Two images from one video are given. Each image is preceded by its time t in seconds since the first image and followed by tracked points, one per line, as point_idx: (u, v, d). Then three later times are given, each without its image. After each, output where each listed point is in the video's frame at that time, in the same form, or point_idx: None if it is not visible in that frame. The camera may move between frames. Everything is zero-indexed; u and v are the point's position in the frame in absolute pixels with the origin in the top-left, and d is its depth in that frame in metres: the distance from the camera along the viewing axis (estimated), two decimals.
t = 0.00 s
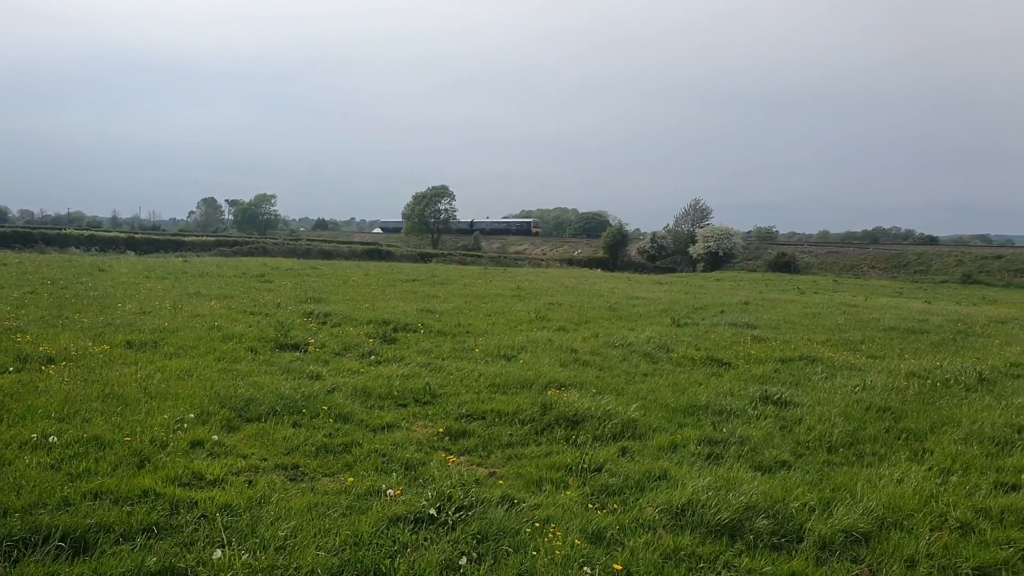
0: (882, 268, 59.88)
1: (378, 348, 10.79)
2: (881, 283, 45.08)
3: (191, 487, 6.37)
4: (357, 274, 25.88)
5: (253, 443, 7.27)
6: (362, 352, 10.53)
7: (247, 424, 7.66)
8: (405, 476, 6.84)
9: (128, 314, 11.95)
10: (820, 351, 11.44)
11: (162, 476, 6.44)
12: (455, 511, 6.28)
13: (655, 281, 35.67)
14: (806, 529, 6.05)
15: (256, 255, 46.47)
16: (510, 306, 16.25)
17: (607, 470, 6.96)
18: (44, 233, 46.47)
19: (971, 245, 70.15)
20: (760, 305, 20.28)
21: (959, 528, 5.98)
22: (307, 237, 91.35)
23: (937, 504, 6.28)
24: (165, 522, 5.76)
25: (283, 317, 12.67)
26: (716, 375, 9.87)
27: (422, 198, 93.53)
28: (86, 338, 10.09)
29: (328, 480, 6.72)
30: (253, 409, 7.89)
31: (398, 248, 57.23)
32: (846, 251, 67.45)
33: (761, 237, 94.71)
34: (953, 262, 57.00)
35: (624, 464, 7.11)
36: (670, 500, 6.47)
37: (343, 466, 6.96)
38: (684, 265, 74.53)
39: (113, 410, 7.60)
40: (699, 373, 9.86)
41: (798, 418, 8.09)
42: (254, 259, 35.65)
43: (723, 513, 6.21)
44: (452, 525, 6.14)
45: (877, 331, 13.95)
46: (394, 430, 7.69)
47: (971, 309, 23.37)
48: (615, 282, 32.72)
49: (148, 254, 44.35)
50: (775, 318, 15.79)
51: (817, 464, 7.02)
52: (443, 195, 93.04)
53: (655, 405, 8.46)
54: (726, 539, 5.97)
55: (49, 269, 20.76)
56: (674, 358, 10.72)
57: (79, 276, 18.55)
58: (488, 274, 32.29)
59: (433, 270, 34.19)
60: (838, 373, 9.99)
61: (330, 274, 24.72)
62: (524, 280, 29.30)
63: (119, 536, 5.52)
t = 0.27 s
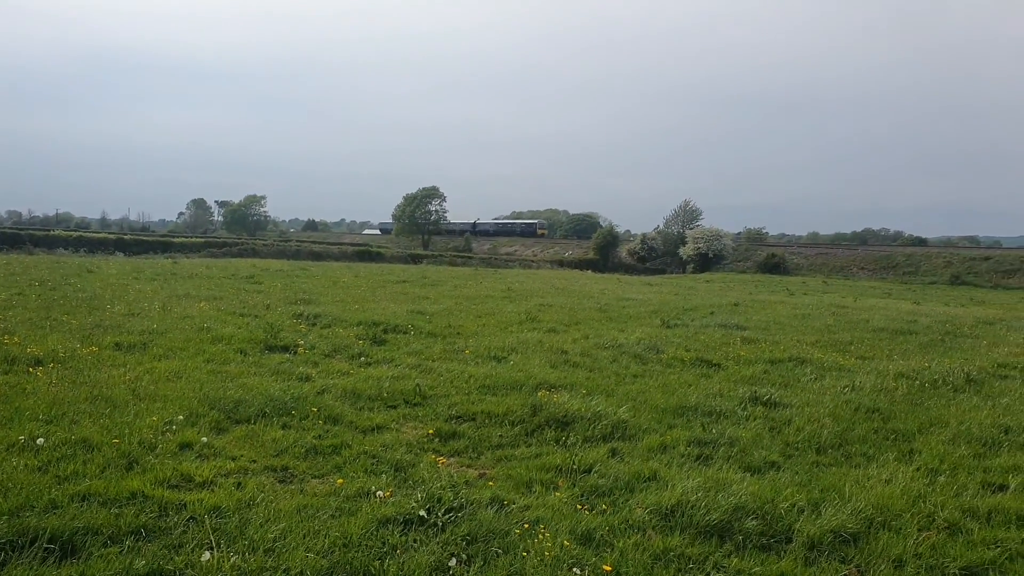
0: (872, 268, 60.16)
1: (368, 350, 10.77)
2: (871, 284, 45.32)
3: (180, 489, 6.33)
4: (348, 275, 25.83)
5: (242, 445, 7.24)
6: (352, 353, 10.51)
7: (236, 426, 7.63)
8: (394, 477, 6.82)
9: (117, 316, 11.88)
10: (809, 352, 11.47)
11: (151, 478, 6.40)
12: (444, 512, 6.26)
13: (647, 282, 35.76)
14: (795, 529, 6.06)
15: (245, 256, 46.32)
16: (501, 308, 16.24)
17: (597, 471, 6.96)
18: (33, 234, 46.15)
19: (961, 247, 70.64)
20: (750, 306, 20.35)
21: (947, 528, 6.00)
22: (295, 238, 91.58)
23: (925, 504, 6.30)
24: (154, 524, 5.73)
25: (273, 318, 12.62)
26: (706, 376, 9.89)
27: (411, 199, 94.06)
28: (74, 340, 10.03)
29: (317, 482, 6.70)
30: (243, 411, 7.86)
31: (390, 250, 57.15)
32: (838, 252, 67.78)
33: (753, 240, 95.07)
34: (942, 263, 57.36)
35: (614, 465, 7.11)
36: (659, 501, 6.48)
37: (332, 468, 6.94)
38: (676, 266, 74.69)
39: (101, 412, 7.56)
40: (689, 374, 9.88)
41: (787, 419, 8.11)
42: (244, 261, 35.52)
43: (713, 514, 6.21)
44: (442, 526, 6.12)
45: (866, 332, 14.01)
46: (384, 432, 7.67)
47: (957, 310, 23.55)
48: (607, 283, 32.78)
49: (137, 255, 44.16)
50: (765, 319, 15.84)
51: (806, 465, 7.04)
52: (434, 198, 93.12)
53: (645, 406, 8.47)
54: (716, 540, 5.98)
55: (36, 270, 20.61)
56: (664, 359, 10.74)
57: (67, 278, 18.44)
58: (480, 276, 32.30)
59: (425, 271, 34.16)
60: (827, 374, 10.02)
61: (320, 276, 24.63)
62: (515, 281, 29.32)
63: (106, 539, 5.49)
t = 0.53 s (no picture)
0: (863, 268, 60.49)
1: (360, 350, 10.75)
2: (860, 283, 45.60)
3: (170, 491, 6.30)
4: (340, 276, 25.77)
5: (233, 446, 7.21)
6: (344, 354, 10.48)
7: (228, 427, 7.60)
8: (386, 478, 6.81)
9: (107, 317, 11.81)
10: (800, 352, 11.53)
11: (141, 479, 6.36)
12: (436, 513, 6.25)
13: (638, 283, 35.85)
14: (786, 528, 6.09)
15: (235, 257, 46.14)
16: (492, 308, 16.24)
17: (589, 471, 6.97)
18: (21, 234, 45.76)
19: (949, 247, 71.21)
20: (742, 306, 20.42)
21: (935, 526, 6.04)
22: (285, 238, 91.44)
23: (915, 503, 6.34)
24: (144, 526, 5.70)
25: (264, 319, 12.57)
26: (698, 376, 9.91)
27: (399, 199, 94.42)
28: (63, 341, 9.96)
29: (309, 483, 6.68)
30: (234, 412, 7.83)
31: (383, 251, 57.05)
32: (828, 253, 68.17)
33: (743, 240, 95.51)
34: (930, 263, 57.77)
35: (606, 465, 7.12)
36: (651, 500, 6.49)
37: (324, 469, 6.92)
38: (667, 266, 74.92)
39: (91, 413, 7.51)
40: (681, 374, 9.90)
41: (778, 419, 8.14)
42: (234, 261, 35.37)
43: (704, 513, 6.23)
44: (434, 527, 6.12)
45: (857, 332, 14.09)
46: (376, 432, 7.65)
47: (945, 310, 23.74)
48: (598, 283, 32.85)
49: (126, 256, 43.88)
50: (756, 319, 15.90)
51: (797, 464, 7.07)
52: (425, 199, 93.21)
53: (637, 406, 8.48)
54: (707, 540, 6.00)
55: (24, 271, 20.45)
56: (656, 359, 10.77)
57: (56, 279, 18.30)
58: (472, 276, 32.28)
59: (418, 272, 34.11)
60: (817, 374, 10.07)
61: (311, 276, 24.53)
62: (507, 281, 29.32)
63: (96, 541, 5.45)
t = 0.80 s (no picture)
0: (851, 267, 60.83)
1: (349, 351, 10.72)
2: (848, 283, 45.88)
3: (158, 492, 6.26)
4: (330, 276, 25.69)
5: (221, 447, 7.17)
6: (333, 355, 10.44)
7: (216, 428, 7.56)
8: (375, 479, 6.79)
9: (93, 317, 11.71)
10: (788, 351, 11.58)
11: (127, 481, 6.32)
12: (425, 513, 6.24)
13: (628, 283, 35.92)
14: (774, 527, 6.12)
15: (223, 257, 45.86)
16: (482, 308, 16.23)
17: (578, 471, 6.97)
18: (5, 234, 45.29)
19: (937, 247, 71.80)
20: (730, 306, 20.49)
21: (921, 524, 6.09)
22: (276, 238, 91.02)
23: (901, 501, 6.38)
24: (131, 528, 5.66)
25: (253, 320, 12.51)
26: (687, 376, 9.94)
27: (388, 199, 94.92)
28: (49, 342, 9.87)
29: (297, 484, 6.65)
30: (222, 413, 7.79)
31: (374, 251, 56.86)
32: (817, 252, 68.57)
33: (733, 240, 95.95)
34: (917, 263, 58.21)
35: (596, 464, 7.12)
36: (640, 500, 6.50)
37: (313, 469, 6.90)
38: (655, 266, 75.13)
39: (77, 415, 7.45)
40: (671, 374, 9.92)
41: (766, 418, 8.18)
42: (223, 262, 35.16)
43: (693, 512, 6.25)
44: (423, 528, 6.10)
45: (844, 332, 14.17)
46: (365, 433, 7.63)
47: (930, 309, 23.94)
48: (587, 283, 32.91)
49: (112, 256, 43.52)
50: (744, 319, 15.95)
51: (785, 463, 7.11)
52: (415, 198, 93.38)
53: (627, 406, 8.49)
54: (696, 539, 6.02)
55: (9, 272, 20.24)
56: (645, 359, 10.79)
57: (42, 279, 18.14)
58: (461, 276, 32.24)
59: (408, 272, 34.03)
60: (805, 373, 10.12)
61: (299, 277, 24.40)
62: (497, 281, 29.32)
63: (81, 544, 5.41)
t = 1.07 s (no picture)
0: (836, 268, 61.33)
1: (334, 352, 10.67)
2: (831, 284, 46.25)
3: (140, 495, 6.21)
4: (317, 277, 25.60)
5: (204, 449, 7.12)
6: (318, 356, 10.40)
7: (199, 430, 7.51)
8: (360, 481, 6.77)
9: (75, 319, 11.59)
10: (772, 351, 11.65)
11: (109, 484, 6.26)
12: (410, 515, 6.23)
13: (614, 284, 36.03)
14: (757, 526, 6.15)
15: (208, 257, 45.57)
16: (468, 309, 16.22)
17: (563, 471, 6.98)
18: None
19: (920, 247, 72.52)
20: (715, 307, 20.59)
21: (902, 522, 6.14)
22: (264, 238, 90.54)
23: (883, 500, 6.43)
24: (112, 531, 5.61)
25: (238, 321, 12.43)
26: (671, 376, 9.97)
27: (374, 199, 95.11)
28: (30, 344, 9.76)
29: (281, 486, 6.62)
30: (205, 415, 7.74)
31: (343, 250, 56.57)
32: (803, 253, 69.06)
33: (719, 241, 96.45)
34: (900, 264, 58.81)
35: (581, 465, 7.13)
36: (625, 500, 6.52)
37: (297, 471, 6.86)
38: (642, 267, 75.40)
39: (57, 417, 7.37)
40: (655, 374, 9.95)
41: (750, 418, 8.22)
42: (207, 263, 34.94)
43: (677, 512, 6.27)
44: (407, 529, 6.09)
45: (828, 332, 14.28)
46: (350, 435, 7.59)
47: (910, 309, 24.20)
48: (571, 284, 33.03)
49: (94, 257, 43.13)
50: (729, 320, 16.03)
51: (768, 462, 7.14)
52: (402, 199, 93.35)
53: (612, 406, 8.51)
54: (680, 539, 6.04)
55: None
56: (630, 360, 10.82)
57: (23, 280, 17.94)
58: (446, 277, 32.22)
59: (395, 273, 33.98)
60: (789, 373, 10.18)
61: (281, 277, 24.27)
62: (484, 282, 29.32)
63: (62, 547, 5.36)
